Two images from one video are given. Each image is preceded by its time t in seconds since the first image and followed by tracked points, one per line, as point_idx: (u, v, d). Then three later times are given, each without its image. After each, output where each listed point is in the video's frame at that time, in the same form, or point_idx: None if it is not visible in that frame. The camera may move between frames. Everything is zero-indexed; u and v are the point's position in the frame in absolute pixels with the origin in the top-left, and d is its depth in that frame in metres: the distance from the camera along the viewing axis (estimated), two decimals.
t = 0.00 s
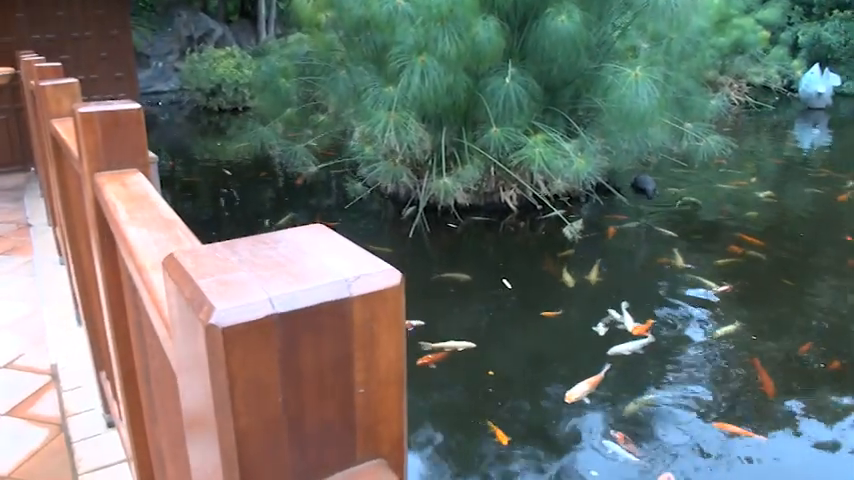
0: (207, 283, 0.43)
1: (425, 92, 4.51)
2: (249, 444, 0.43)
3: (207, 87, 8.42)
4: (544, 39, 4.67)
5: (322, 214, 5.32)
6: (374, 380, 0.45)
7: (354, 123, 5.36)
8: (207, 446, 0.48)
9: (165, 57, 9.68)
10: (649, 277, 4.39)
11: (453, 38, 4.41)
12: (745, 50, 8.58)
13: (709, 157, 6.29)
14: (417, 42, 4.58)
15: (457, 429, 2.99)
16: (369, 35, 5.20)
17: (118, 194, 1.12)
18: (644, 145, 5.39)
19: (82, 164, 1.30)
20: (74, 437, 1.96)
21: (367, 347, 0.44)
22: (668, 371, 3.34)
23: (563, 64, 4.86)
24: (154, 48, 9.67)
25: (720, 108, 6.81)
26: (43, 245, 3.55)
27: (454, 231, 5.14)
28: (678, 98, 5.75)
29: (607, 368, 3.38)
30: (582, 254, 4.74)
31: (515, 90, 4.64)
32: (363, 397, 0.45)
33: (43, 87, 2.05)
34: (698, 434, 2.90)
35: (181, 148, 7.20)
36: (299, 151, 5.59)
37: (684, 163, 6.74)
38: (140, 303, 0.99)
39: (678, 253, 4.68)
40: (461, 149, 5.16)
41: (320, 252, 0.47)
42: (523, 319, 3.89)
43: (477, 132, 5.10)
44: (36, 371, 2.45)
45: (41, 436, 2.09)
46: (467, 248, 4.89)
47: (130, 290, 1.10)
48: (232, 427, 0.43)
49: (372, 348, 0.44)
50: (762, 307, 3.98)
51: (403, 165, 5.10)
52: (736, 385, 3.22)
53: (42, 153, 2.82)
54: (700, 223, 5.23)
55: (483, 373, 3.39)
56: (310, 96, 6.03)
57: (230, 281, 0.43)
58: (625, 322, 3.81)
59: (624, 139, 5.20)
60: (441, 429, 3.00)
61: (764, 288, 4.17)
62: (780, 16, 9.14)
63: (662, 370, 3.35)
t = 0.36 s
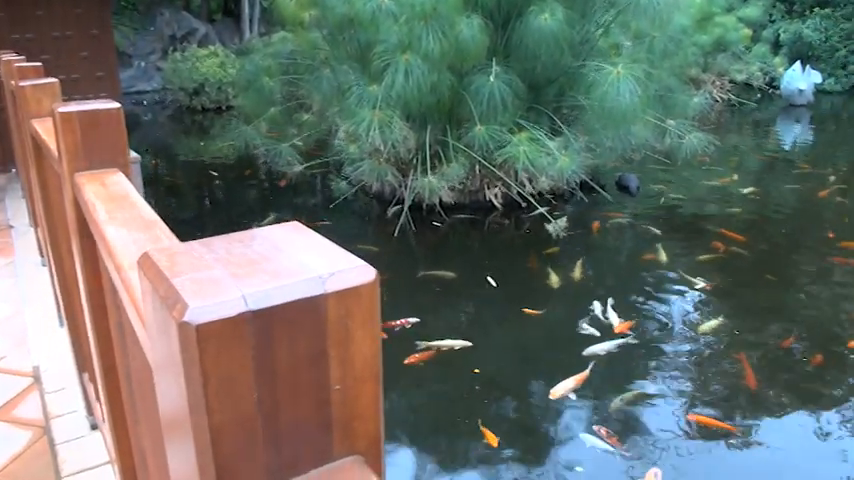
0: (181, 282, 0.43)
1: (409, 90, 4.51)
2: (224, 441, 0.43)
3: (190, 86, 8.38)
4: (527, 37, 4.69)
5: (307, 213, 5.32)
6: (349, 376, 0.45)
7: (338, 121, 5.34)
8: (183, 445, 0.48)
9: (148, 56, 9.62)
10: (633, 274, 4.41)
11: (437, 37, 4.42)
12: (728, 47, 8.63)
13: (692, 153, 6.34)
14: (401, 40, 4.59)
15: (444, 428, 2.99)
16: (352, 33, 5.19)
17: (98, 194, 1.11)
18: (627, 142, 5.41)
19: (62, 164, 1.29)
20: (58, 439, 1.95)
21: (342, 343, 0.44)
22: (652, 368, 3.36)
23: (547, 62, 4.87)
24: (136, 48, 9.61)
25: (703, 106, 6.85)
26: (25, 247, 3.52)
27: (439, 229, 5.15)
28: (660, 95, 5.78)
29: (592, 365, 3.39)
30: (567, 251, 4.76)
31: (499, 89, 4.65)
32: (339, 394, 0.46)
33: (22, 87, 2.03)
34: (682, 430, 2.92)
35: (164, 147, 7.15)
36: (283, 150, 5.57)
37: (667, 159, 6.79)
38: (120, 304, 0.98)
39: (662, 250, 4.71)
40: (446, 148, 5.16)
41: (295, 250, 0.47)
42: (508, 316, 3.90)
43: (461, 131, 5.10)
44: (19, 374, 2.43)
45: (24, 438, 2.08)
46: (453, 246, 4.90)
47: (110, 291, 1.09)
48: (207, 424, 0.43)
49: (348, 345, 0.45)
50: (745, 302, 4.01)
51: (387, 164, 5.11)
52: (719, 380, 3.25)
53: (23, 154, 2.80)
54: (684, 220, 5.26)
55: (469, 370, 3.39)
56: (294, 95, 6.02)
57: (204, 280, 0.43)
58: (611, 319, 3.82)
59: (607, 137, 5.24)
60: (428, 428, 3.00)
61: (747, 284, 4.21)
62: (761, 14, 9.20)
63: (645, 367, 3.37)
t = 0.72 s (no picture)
0: (153, 279, 0.44)
1: (392, 88, 4.50)
2: (197, 436, 0.43)
3: (172, 85, 8.32)
4: (510, 35, 4.70)
5: (291, 212, 5.30)
6: (322, 371, 0.46)
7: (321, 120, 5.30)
8: (158, 444, 0.48)
9: (129, 55, 9.54)
10: (617, 270, 4.43)
11: (420, 34, 4.40)
12: (709, 44, 8.68)
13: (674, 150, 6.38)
14: (383, 38, 4.56)
15: (431, 426, 2.99)
16: (335, 31, 5.17)
17: (75, 194, 1.11)
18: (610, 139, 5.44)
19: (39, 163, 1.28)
20: (39, 442, 1.93)
21: (315, 338, 0.45)
22: (636, 363, 3.38)
23: (530, 59, 4.88)
24: (117, 46, 9.53)
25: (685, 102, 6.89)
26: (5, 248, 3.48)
27: (424, 227, 5.15)
28: (642, 92, 5.81)
29: (578, 361, 3.39)
30: (551, 248, 4.78)
31: (483, 86, 4.66)
32: (313, 389, 0.46)
33: (0, 87, 2.01)
34: (666, 425, 2.94)
35: (146, 147, 7.10)
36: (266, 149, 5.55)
37: (649, 155, 6.83)
38: (99, 304, 0.98)
39: (645, 245, 4.75)
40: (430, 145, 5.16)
41: (268, 246, 0.47)
42: (493, 313, 3.91)
43: (445, 128, 5.10)
44: None
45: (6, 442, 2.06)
46: (437, 243, 4.90)
47: (88, 291, 1.08)
48: (180, 420, 0.43)
49: (321, 339, 0.45)
50: (728, 296, 4.05)
51: (371, 162, 5.10)
52: (701, 374, 3.28)
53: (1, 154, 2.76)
54: (667, 216, 5.29)
55: (455, 367, 3.38)
56: (277, 94, 5.99)
57: (176, 277, 0.43)
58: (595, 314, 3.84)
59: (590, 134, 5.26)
60: (415, 427, 3.01)
61: (729, 279, 4.24)
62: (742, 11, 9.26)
63: (630, 363, 3.39)
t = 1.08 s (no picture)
0: (123, 278, 0.43)
1: (374, 87, 4.50)
2: (170, 435, 0.43)
3: (152, 86, 8.26)
4: (492, 34, 4.70)
5: (274, 213, 5.28)
6: (296, 371, 0.46)
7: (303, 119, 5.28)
8: (132, 445, 0.48)
9: (109, 55, 9.45)
10: (599, 269, 4.46)
11: (401, 33, 4.40)
12: (689, 43, 8.74)
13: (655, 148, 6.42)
14: (365, 38, 4.55)
15: (416, 426, 2.99)
16: (316, 30, 5.15)
17: (52, 196, 1.09)
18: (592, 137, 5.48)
19: (15, 166, 1.26)
20: (18, 447, 1.91)
21: (288, 336, 0.45)
22: (620, 361, 3.40)
23: (512, 59, 4.88)
24: (96, 46, 9.43)
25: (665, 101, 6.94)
26: None
27: (407, 226, 5.15)
28: (622, 90, 5.85)
29: (563, 359, 3.40)
30: (534, 246, 4.80)
31: (465, 86, 4.67)
32: (287, 388, 0.46)
33: None
34: (650, 423, 2.96)
35: (126, 148, 7.04)
36: (247, 150, 5.52)
37: (630, 154, 6.87)
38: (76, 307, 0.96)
39: (627, 242, 4.78)
40: (413, 145, 5.15)
41: (242, 245, 0.47)
42: (477, 312, 3.91)
43: (427, 128, 5.09)
44: None
45: None
46: (421, 243, 4.90)
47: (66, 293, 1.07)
48: (152, 419, 0.43)
49: (294, 338, 0.45)
50: (709, 293, 4.08)
51: (353, 162, 5.09)
52: (683, 371, 3.31)
53: None
54: (650, 213, 5.32)
55: (439, 367, 3.37)
56: (259, 94, 5.96)
57: (146, 275, 0.44)
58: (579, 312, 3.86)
59: (572, 132, 5.29)
60: (400, 428, 3.00)
61: (711, 275, 4.28)
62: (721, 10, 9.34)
63: (615, 360, 3.41)
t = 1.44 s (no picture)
0: (100, 280, 0.44)
1: (358, 88, 4.50)
2: (148, 433, 0.44)
3: (135, 87, 8.20)
4: (475, 35, 4.72)
5: (259, 214, 5.27)
6: (273, 369, 0.47)
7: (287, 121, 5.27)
8: (110, 445, 0.49)
9: (91, 57, 9.38)
10: (584, 267, 4.48)
11: (385, 34, 4.40)
12: (672, 43, 8.79)
13: (639, 147, 6.46)
14: (349, 39, 4.55)
15: (403, 427, 2.99)
16: (300, 31, 5.14)
17: (32, 198, 1.08)
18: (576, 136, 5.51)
19: None
20: (2, 452, 1.89)
21: (265, 335, 0.45)
22: (606, 360, 3.42)
23: (496, 59, 4.90)
24: (79, 48, 9.36)
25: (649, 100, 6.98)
26: None
27: (392, 227, 5.15)
28: (606, 90, 5.87)
29: (554, 357, 3.42)
30: (520, 246, 4.82)
31: (449, 86, 4.68)
32: (264, 386, 0.47)
33: None
34: (636, 423, 2.97)
35: (109, 150, 7.00)
36: (232, 152, 5.51)
37: (614, 153, 6.91)
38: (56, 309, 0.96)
39: (612, 241, 4.81)
40: (398, 145, 5.16)
41: (219, 244, 0.48)
42: (463, 312, 3.92)
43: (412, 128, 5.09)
44: None
45: None
46: (407, 243, 4.91)
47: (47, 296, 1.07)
48: (130, 418, 0.44)
49: (271, 336, 0.46)
50: (693, 290, 4.12)
51: (338, 163, 5.09)
52: (668, 369, 3.34)
53: None
54: (634, 212, 5.36)
55: (426, 368, 3.37)
56: (243, 95, 5.94)
57: (123, 276, 0.44)
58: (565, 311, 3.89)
59: (556, 132, 5.31)
60: (387, 429, 3.00)
61: (694, 274, 4.31)
62: (704, 9, 9.41)
63: (600, 360, 3.43)
